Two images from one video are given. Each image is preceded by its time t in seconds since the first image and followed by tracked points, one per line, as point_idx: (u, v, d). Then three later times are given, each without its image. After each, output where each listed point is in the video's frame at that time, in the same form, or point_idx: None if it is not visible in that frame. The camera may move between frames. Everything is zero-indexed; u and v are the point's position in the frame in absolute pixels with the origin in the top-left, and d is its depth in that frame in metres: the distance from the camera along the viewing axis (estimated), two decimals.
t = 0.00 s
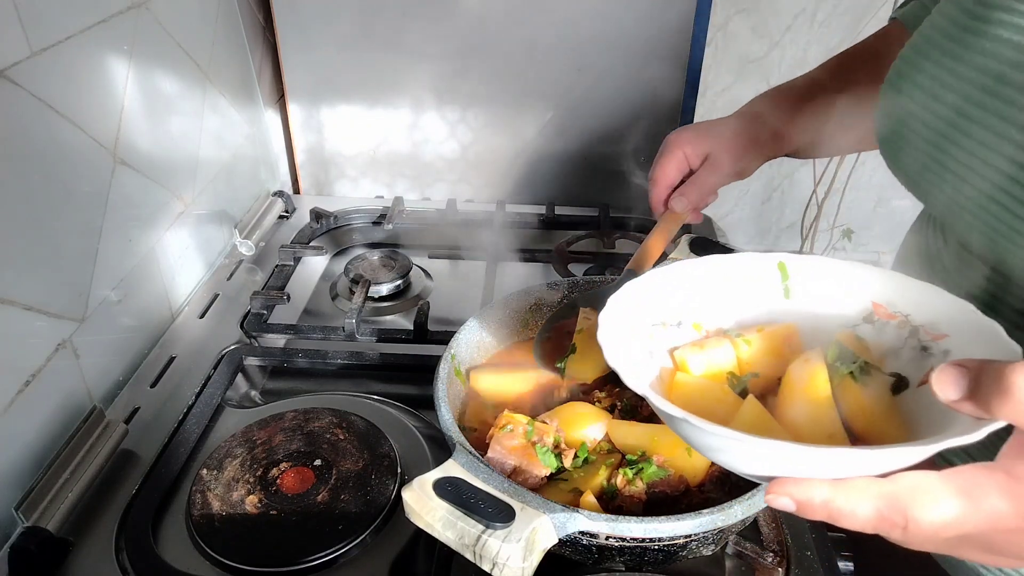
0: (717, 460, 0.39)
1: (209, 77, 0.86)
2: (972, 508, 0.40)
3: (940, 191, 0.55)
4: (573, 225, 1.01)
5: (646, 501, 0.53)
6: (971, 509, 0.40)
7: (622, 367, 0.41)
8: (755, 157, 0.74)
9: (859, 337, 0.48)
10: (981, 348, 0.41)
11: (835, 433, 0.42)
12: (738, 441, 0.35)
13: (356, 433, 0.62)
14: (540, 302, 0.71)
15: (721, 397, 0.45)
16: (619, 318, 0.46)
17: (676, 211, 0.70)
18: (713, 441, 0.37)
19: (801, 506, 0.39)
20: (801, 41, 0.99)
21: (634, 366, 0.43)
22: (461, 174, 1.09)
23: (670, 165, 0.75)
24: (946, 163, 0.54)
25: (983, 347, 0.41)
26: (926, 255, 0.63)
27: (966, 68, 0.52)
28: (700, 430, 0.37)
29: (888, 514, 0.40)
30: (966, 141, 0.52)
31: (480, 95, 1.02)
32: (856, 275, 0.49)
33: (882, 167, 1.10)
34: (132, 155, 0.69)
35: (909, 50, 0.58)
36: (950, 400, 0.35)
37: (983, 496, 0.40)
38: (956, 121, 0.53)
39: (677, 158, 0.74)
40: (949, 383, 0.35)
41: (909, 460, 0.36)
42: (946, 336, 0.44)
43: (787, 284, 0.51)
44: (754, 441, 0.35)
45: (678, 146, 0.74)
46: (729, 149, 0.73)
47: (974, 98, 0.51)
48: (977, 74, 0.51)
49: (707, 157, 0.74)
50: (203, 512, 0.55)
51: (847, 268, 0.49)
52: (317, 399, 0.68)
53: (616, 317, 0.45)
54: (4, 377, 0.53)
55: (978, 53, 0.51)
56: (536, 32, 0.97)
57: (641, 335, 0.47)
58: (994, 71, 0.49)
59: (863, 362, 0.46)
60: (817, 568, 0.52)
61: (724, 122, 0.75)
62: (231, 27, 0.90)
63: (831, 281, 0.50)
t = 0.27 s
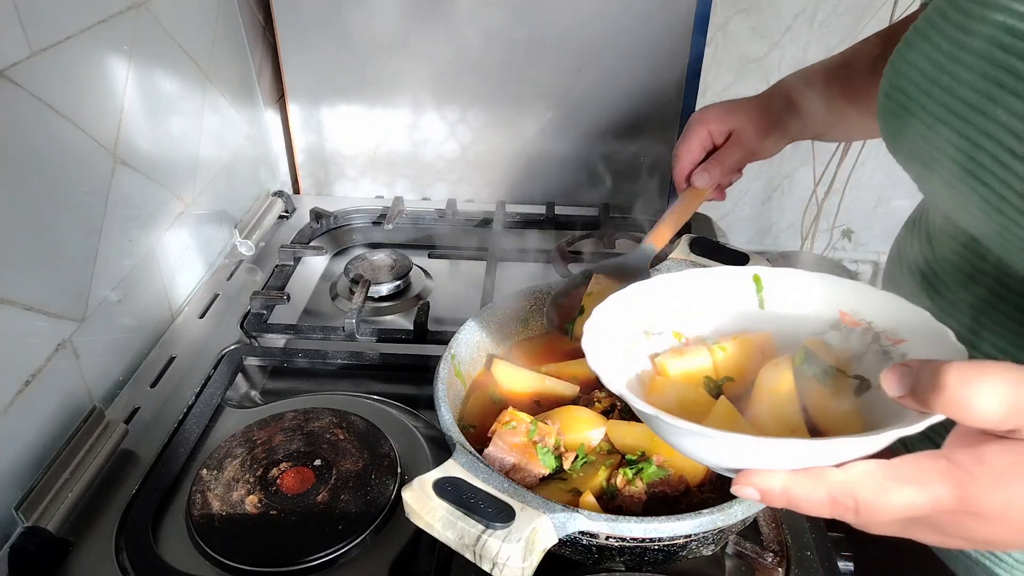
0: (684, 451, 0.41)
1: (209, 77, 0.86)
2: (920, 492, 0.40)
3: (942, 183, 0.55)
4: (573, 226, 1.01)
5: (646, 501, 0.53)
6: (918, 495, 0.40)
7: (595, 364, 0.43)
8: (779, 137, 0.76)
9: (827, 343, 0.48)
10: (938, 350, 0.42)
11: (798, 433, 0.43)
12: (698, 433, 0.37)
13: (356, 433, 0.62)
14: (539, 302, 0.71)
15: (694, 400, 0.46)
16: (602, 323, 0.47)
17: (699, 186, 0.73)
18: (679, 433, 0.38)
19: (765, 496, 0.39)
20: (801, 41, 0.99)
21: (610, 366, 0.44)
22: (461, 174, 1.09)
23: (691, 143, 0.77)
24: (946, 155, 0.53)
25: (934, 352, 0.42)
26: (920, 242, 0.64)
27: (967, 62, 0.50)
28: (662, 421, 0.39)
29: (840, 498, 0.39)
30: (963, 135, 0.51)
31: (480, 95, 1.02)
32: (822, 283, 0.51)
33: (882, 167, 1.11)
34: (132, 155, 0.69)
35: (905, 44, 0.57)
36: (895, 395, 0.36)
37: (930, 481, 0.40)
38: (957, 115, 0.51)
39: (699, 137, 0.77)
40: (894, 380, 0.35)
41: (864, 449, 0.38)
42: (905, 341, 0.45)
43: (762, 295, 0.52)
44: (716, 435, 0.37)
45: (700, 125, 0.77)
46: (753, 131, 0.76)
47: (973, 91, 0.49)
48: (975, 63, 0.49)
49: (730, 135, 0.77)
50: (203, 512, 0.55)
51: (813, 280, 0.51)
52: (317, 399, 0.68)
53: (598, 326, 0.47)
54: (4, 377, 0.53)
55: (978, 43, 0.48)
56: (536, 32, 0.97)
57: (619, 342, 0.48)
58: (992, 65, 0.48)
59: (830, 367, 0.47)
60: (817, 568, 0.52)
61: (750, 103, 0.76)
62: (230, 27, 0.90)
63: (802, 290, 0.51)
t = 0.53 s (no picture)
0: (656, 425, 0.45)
1: (209, 77, 0.86)
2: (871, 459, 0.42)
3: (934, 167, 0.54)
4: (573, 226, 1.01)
5: (646, 501, 0.53)
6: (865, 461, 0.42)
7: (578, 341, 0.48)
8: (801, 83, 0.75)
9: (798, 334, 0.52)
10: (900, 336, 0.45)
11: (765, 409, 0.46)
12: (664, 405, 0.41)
13: (356, 433, 0.62)
14: (539, 302, 0.70)
15: (673, 379, 0.50)
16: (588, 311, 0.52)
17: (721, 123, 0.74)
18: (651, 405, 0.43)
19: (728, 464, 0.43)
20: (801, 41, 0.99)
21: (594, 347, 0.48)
22: (461, 174, 1.09)
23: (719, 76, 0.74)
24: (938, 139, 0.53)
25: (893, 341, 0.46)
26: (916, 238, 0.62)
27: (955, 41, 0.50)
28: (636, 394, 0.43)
29: (796, 466, 0.42)
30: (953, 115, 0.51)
31: (480, 95, 1.02)
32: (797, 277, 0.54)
33: (882, 167, 1.11)
34: (132, 155, 0.69)
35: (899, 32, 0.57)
36: (847, 372, 0.40)
37: (875, 448, 0.42)
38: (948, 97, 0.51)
39: (728, 70, 0.74)
40: (848, 361, 0.40)
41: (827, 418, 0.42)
42: (868, 329, 0.48)
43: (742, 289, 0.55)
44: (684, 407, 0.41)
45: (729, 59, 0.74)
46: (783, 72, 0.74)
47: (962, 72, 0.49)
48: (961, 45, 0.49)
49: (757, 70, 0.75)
50: (203, 512, 0.55)
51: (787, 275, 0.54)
52: (317, 399, 0.68)
53: (584, 314, 0.51)
54: (4, 377, 0.53)
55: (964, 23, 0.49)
56: (536, 32, 0.97)
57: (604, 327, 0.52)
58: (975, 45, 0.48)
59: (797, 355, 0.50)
60: (817, 568, 0.52)
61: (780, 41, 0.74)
62: (230, 27, 0.90)
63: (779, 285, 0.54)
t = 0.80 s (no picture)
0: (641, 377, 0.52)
1: (209, 77, 0.86)
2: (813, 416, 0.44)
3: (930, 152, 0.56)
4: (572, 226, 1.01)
5: (645, 501, 0.53)
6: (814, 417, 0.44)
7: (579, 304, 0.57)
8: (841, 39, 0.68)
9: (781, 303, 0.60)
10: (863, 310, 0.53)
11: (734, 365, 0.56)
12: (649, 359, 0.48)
13: (356, 433, 0.62)
14: (540, 301, 0.71)
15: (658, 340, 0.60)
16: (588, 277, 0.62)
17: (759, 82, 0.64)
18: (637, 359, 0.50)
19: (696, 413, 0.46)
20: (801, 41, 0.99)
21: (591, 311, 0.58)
22: (460, 174, 1.09)
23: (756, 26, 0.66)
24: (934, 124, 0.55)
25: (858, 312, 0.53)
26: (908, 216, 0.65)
27: (962, 32, 0.51)
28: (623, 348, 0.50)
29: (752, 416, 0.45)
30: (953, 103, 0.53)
31: (480, 95, 1.02)
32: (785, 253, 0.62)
33: (882, 167, 1.11)
34: (132, 155, 0.69)
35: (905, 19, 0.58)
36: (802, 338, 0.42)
37: (823, 404, 0.44)
38: (949, 85, 0.53)
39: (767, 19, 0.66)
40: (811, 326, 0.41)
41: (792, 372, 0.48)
42: (842, 302, 0.56)
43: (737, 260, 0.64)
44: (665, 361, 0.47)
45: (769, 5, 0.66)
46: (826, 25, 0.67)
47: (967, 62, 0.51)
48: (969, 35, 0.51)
49: (800, 27, 0.67)
50: (203, 512, 0.55)
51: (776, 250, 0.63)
52: (317, 399, 0.68)
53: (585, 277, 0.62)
54: (4, 377, 0.53)
55: (973, 16, 0.50)
56: (536, 32, 0.97)
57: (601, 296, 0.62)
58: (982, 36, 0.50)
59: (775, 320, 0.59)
60: (817, 568, 0.52)
61: None
62: (231, 27, 0.90)
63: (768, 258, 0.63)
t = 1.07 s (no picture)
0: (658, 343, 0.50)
1: (209, 77, 0.86)
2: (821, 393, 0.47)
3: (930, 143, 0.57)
4: (572, 226, 1.01)
5: (645, 500, 0.53)
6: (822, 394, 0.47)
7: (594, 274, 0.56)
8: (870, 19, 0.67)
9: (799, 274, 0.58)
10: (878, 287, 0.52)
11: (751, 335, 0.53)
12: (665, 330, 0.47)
13: (356, 433, 0.62)
14: (540, 301, 0.70)
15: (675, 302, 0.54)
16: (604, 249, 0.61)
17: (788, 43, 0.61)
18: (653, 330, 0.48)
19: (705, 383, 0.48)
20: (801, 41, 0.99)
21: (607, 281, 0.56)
22: (460, 174, 1.09)
23: None
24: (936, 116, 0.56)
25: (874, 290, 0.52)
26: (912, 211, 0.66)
27: (967, 25, 0.52)
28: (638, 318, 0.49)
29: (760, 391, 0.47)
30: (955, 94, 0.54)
31: (480, 95, 1.02)
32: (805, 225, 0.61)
33: (882, 168, 1.11)
34: (132, 155, 0.69)
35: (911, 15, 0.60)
36: (816, 317, 0.46)
37: (828, 381, 0.47)
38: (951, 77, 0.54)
39: None
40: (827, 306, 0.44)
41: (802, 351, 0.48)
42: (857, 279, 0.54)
43: (756, 229, 0.63)
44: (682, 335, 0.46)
45: None
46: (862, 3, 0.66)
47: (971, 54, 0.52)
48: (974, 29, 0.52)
49: None
50: (203, 512, 0.55)
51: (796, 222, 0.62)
52: (317, 399, 0.68)
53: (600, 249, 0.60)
54: (3, 377, 0.53)
55: (980, 11, 0.51)
56: (536, 32, 0.97)
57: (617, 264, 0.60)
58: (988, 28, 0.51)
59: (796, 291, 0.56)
60: (817, 568, 0.52)
61: None
62: (231, 27, 0.90)
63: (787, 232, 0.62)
